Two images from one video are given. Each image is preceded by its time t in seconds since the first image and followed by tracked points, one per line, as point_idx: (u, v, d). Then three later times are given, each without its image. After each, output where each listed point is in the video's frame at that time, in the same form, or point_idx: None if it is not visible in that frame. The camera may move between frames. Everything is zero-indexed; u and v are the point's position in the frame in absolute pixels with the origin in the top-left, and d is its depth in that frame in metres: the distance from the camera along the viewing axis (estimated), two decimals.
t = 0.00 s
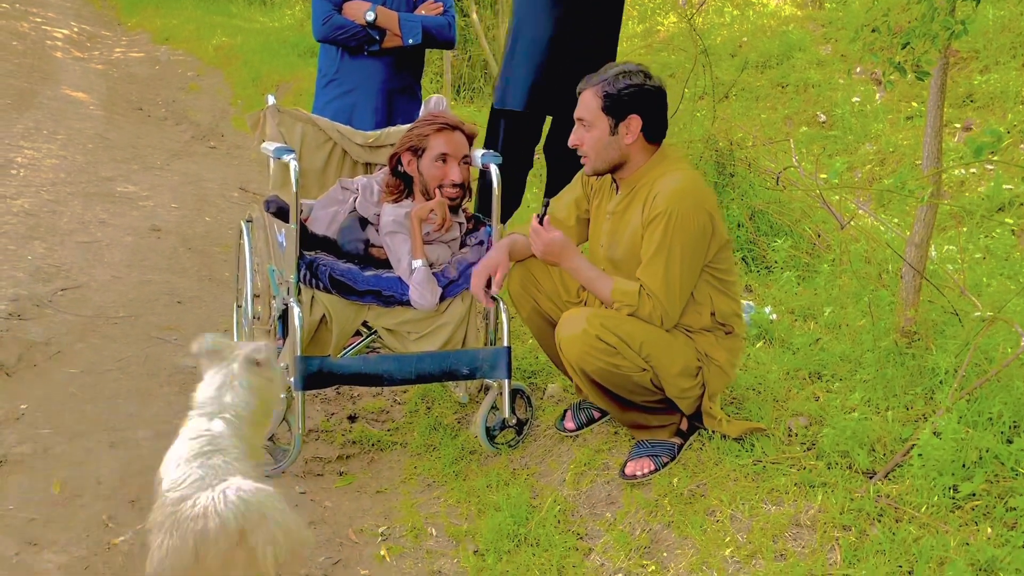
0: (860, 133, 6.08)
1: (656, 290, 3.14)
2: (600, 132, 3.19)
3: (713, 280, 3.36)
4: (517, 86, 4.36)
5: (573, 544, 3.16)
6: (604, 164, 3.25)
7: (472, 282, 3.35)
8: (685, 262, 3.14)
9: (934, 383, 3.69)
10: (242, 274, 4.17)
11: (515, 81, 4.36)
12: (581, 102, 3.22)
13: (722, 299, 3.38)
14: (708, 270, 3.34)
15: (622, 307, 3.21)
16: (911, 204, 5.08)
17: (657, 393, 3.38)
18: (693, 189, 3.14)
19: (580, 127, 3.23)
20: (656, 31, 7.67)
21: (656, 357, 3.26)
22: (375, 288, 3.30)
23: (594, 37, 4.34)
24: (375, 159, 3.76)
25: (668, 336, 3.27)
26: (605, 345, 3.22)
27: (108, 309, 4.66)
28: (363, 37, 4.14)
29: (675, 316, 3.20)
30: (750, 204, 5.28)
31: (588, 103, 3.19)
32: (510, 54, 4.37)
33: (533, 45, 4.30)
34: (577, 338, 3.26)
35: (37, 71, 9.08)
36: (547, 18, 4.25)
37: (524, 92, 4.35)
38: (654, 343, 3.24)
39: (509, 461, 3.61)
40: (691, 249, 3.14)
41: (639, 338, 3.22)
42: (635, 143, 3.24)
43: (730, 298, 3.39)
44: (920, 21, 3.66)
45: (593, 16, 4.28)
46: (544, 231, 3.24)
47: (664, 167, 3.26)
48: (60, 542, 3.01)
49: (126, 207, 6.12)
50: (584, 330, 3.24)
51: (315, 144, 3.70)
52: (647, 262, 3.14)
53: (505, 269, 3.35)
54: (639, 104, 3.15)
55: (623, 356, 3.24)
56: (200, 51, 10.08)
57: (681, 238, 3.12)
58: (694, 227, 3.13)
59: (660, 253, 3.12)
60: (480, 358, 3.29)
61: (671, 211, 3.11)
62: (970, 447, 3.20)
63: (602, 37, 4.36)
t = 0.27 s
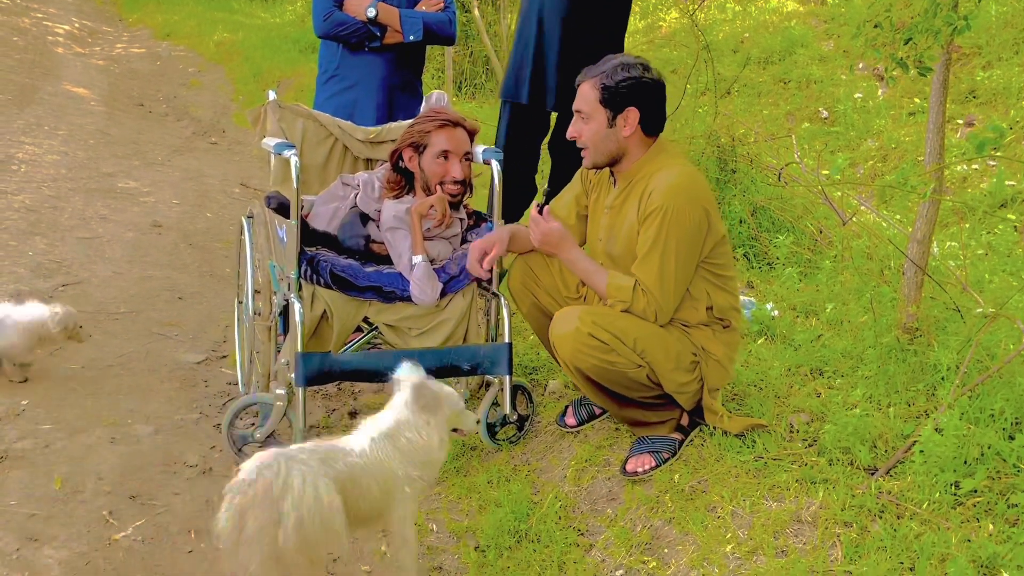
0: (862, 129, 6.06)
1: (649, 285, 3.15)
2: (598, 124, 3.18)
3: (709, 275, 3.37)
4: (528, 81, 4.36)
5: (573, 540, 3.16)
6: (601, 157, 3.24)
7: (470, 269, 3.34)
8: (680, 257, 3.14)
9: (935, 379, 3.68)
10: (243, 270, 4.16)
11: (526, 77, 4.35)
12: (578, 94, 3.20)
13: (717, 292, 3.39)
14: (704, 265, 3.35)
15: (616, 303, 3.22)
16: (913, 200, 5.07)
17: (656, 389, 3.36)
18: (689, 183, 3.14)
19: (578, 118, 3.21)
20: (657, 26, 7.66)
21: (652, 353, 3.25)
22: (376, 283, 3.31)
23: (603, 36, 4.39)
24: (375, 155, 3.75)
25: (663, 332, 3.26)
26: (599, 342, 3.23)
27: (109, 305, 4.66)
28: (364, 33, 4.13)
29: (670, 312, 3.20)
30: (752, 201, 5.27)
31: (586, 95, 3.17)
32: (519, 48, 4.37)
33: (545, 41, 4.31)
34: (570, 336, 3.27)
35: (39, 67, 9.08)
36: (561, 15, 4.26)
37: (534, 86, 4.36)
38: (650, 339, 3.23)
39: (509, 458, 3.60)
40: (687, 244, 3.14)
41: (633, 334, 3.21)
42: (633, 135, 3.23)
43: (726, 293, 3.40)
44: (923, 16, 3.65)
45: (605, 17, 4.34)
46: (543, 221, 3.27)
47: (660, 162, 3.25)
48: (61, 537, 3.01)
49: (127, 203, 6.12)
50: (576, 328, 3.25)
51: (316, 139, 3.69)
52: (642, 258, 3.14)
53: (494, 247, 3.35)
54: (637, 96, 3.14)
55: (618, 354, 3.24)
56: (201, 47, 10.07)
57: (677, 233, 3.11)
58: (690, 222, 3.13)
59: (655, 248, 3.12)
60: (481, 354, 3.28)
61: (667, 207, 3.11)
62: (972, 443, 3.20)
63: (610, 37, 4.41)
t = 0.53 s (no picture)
0: (862, 125, 6.04)
1: (645, 280, 3.14)
2: (597, 117, 3.17)
3: (706, 267, 3.36)
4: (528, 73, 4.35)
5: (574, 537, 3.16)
6: (601, 149, 3.24)
7: (462, 253, 3.36)
8: (675, 251, 3.13)
9: (936, 376, 3.68)
10: (243, 266, 4.16)
11: (526, 67, 4.33)
12: (576, 88, 3.19)
13: (716, 284, 3.37)
14: (700, 258, 3.34)
15: (610, 299, 3.22)
16: (914, 197, 5.06)
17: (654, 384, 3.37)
18: (683, 176, 3.13)
19: (576, 112, 3.20)
20: (657, 22, 7.64)
21: (647, 349, 3.25)
22: (376, 280, 3.29)
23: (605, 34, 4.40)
24: (375, 151, 3.75)
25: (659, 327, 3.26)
26: (593, 341, 3.23)
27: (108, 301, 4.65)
28: (363, 28, 4.13)
29: (665, 306, 3.20)
30: (752, 197, 5.26)
31: (584, 88, 3.17)
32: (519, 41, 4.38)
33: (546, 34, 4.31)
34: (563, 338, 3.27)
35: (38, 62, 9.06)
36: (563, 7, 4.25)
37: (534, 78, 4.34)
38: (645, 335, 3.23)
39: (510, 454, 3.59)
40: (682, 237, 3.13)
41: (627, 331, 3.21)
42: (632, 127, 3.23)
43: (723, 284, 3.39)
44: (924, 12, 3.64)
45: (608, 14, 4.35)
46: (539, 212, 3.32)
47: (655, 155, 3.24)
48: (61, 533, 3.00)
49: (127, 199, 6.10)
50: (570, 327, 3.25)
51: (316, 135, 3.68)
52: (636, 253, 3.15)
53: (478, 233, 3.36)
54: (636, 88, 3.14)
55: (612, 352, 3.24)
56: (201, 42, 10.05)
57: (671, 226, 3.11)
58: (684, 215, 3.12)
59: (650, 241, 3.12)
60: (481, 351, 3.27)
61: (660, 202, 3.10)
62: (974, 440, 3.19)
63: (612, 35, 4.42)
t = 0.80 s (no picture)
0: (861, 122, 6.04)
1: (639, 275, 3.14)
2: (592, 116, 3.16)
3: (701, 260, 3.34)
4: (523, 71, 4.34)
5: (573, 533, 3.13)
6: (597, 146, 3.22)
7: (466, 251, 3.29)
8: (669, 245, 3.12)
9: (934, 373, 3.68)
10: (241, 262, 4.15)
11: (522, 63, 4.33)
12: (569, 87, 3.17)
13: (712, 278, 3.37)
14: (696, 251, 3.33)
15: (604, 295, 3.21)
16: (913, 194, 5.05)
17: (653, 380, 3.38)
18: (676, 170, 3.13)
19: (570, 111, 3.19)
20: (656, 19, 7.64)
21: (642, 345, 3.25)
22: (374, 277, 3.28)
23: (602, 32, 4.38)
24: (373, 147, 3.74)
25: (654, 323, 3.26)
26: (587, 338, 3.25)
27: (106, 297, 4.65)
28: (358, 26, 4.12)
29: (660, 301, 3.19)
30: (751, 194, 5.26)
31: (577, 88, 3.15)
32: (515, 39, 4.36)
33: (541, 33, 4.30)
34: (559, 334, 3.28)
35: (36, 58, 9.04)
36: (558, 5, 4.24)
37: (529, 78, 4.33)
38: (640, 331, 3.23)
39: (508, 451, 3.59)
40: (676, 231, 3.13)
41: (622, 328, 3.21)
42: (627, 124, 3.22)
43: (719, 277, 3.38)
44: (923, 9, 3.64)
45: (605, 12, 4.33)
46: (534, 208, 3.26)
47: (648, 149, 3.24)
48: (59, 530, 3.01)
49: (124, 195, 6.10)
50: (565, 324, 3.26)
51: (314, 131, 3.67)
52: (630, 247, 3.14)
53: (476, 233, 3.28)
54: (629, 84, 3.13)
55: (608, 349, 3.25)
56: (199, 39, 10.04)
57: (666, 221, 3.10)
58: (678, 209, 3.11)
59: (643, 237, 3.12)
60: (479, 348, 3.27)
61: (653, 196, 3.10)
62: (971, 438, 3.20)
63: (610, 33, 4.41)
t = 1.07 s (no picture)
0: (859, 121, 6.04)
1: (639, 271, 3.13)
2: (581, 111, 3.16)
3: (699, 257, 3.34)
4: (514, 70, 4.33)
5: (568, 533, 3.11)
6: (588, 143, 3.24)
7: (461, 260, 3.32)
8: (668, 242, 3.12)
9: (932, 372, 3.68)
10: (239, 259, 4.15)
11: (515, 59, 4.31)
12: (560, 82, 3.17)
13: (711, 275, 3.37)
14: (694, 248, 3.32)
15: (604, 292, 3.19)
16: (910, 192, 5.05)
17: (652, 378, 3.36)
18: (675, 166, 3.13)
19: (562, 106, 3.20)
20: (654, 17, 7.66)
21: (642, 342, 3.24)
22: (372, 274, 3.27)
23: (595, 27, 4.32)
24: (371, 144, 3.73)
25: (654, 320, 3.25)
26: (589, 334, 3.22)
27: (103, 295, 4.64)
28: (349, 29, 4.13)
29: (659, 297, 3.19)
30: (748, 192, 5.26)
31: (567, 83, 3.15)
32: (508, 36, 4.36)
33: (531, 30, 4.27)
34: (560, 331, 3.26)
35: (32, 54, 9.02)
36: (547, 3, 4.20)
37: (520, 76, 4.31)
38: (640, 328, 3.22)
39: (506, 449, 3.59)
40: (675, 228, 3.13)
41: (623, 324, 3.20)
42: (616, 118, 3.21)
43: (716, 274, 3.38)
44: (921, 7, 3.64)
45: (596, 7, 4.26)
46: (531, 205, 3.26)
47: (645, 146, 3.24)
48: (55, 528, 3.00)
49: (121, 192, 6.08)
50: (565, 321, 3.24)
51: (311, 128, 3.66)
52: (629, 244, 3.13)
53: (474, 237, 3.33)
54: (618, 80, 3.11)
55: (608, 345, 3.23)
56: (196, 35, 10.02)
57: (664, 218, 3.10)
58: (676, 206, 3.11)
59: (643, 233, 3.11)
60: (477, 345, 3.27)
61: (651, 193, 3.09)
62: (968, 436, 3.21)
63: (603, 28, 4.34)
